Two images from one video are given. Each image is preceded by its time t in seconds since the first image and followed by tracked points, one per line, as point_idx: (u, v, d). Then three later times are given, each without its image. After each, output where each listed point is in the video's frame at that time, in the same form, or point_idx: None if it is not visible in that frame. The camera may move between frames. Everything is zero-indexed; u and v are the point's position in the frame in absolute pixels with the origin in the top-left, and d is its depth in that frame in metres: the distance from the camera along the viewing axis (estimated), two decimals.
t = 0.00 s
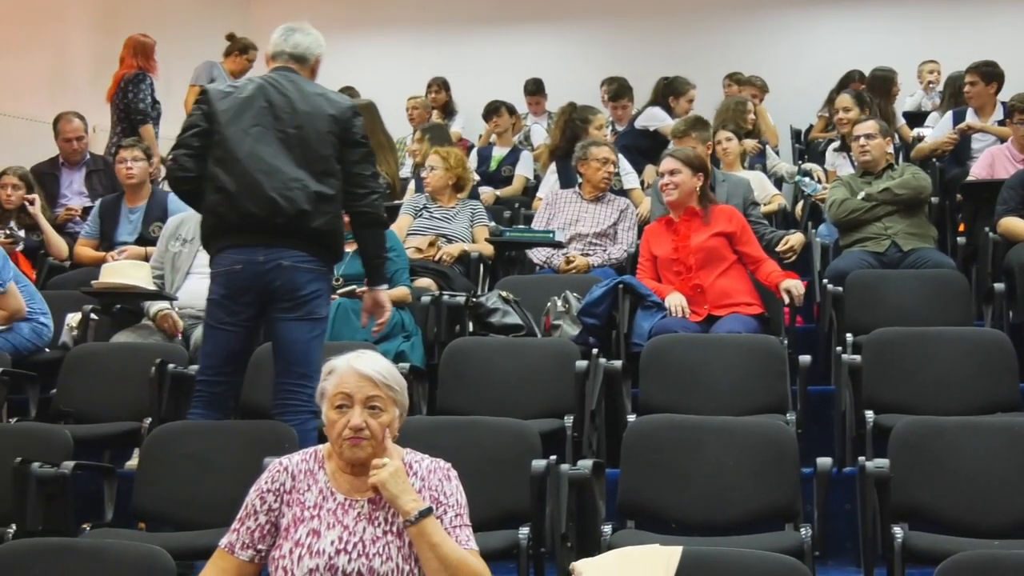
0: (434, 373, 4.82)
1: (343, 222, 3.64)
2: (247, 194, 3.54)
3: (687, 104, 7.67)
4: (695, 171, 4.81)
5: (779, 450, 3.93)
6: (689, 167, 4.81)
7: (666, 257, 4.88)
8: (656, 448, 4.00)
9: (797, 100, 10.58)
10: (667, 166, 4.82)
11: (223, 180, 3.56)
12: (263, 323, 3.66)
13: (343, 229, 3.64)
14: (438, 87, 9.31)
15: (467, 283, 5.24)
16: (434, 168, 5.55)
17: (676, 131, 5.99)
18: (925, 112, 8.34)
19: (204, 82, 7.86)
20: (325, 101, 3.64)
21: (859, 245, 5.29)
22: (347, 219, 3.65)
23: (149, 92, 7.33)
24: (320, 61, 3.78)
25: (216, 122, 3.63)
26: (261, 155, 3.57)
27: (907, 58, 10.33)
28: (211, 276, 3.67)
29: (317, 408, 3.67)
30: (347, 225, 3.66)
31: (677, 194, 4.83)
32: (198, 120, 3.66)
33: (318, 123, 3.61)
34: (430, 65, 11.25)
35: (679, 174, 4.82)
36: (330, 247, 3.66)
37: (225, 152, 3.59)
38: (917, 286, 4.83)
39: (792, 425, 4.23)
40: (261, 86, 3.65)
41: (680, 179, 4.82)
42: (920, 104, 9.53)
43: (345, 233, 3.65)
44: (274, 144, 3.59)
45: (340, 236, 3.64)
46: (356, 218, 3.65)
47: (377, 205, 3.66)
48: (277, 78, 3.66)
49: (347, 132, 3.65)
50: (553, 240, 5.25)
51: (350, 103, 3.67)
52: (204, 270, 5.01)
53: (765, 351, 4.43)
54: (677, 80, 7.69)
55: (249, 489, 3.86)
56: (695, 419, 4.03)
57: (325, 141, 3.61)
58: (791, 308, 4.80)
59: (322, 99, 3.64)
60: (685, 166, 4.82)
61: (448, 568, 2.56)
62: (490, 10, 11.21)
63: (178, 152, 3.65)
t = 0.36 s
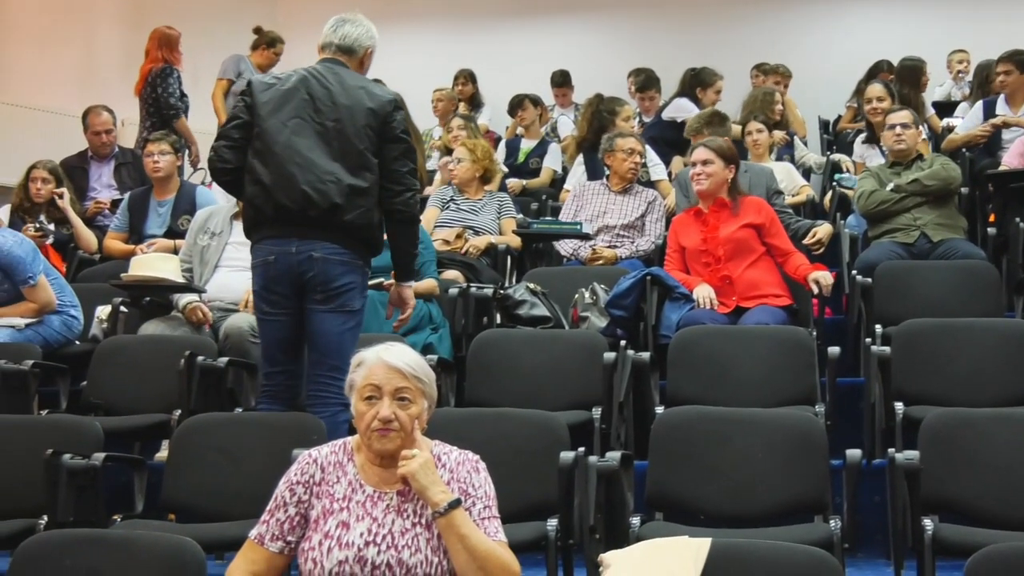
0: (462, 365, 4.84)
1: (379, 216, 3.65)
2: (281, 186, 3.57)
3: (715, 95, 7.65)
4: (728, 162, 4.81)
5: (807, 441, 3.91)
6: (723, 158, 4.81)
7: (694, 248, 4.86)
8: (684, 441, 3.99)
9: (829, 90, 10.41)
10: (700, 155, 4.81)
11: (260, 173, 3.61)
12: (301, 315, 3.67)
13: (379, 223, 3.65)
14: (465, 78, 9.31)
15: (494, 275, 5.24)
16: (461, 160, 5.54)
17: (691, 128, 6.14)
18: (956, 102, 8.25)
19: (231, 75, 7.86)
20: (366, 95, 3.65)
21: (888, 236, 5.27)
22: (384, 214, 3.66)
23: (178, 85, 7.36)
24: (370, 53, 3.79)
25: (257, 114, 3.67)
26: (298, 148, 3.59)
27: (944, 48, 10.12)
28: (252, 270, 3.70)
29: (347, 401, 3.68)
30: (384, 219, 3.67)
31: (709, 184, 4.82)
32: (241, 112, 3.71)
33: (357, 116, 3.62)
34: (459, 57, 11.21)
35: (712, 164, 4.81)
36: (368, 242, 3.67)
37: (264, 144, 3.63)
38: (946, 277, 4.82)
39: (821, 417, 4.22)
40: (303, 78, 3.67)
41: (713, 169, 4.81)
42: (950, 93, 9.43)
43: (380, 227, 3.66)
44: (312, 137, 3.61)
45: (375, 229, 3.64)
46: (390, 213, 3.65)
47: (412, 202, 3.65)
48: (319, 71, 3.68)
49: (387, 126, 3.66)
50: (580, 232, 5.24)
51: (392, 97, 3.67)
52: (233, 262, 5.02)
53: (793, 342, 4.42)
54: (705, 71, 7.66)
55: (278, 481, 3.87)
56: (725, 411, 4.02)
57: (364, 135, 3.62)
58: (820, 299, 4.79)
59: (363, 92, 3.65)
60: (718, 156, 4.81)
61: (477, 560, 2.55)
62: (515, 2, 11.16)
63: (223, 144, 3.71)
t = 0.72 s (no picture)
0: (495, 357, 4.85)
1: (391, 203, 3.66)
2: (286, 186, 3.68)
3: (748, 86, 7.61)
4: (762, 154, 4.78)
5: (841, 434, 3.89)
6: (756, 150, 4.78)
7: (728, 241, 4.85)
8: (716, 433, 3.97)
9: (861, 82, 10.31)
10: (733, 147, 4.79)
11: (270, 175, 3.73)
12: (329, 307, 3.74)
13: (389, 206, 3.66)
14: (496, 71, 9.30)
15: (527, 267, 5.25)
16: (492, 153, 5.54)
17: (724, 120, 6.12)
18: (993, 92, 8.18)
19: (263, 69, 7.84)
20: (358, 82, 3.68)
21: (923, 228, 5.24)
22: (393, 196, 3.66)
23: (212, 79, 7.38)
24: (373, 32, 3.76)
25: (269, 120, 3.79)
26: (298, 145, 3.68)
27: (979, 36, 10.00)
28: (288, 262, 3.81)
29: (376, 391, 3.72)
30: (404, 207, 3.67)
31: (742, 175, 4.80)
32: (261, 122, 3.85)
33: (349, 105, 3.66)
34: (488, 50, 11.14)
35: (745, 156, 4.78)
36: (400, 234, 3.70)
37: (274, 147, 3.75)
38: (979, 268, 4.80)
39: (856, 410, 4.20)
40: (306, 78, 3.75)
41: (745, 160, 4.79)
42: (985, 83, 9.34)
43: (393, 212, 3.67)
44: (311, 132, 3.69)
45: (383, 213, 3.65)
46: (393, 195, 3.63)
47: (409, 178, 3.61)
48: (321, 67, 3.75)
49: (381, 107, 3.66)
50: (613, 224, 5.24)
51: (384, 79, 3.68)
52: (266, 255, 5.03)
53: (826, 333, 4.40)
54: (738, 62, 7.63)
55: (313, 472, 3.87)
56: (757, 403, 4.00)
57: (357, 122, 3.65)
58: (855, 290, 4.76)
59: (355, 80, 3.68)
60: (751, 148, 4.79)
61: (512, 552, 2.54)
62: None
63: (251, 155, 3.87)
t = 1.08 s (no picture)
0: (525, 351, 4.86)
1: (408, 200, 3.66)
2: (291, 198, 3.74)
3: (778, 78, 7.59)
4: (791, 148, 4.77)
5: (872, 428, 3.87)
6: (787, 144, 4.78)
7: (757, 234, 4.83)
8: (747, 427, 3.95)
9: (891, 76, 10.26)
10: (763, 141, 4.78)
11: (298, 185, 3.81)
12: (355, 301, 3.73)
13: (365, 192, 3.59)
14: (525, 65, 9.30)
15: (556, 261, 5.27)
16: (517, 147, 5.54)
17: (755, 111, 6.11)
18: None
19: (294, 64, 7.86)
20: (319, 82, 3.64)
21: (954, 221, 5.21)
22: (366, 181, 3.58)
23: (244, 74, 7.41)
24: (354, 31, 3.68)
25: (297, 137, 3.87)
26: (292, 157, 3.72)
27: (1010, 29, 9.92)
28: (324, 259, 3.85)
29: (402, 382, 3.70)
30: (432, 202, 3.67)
31: (771, 169, 4.79)
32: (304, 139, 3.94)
33: (313, 108, 3.63)
34: (515, 43, 11.12)
35: (774, 150, 4.77)
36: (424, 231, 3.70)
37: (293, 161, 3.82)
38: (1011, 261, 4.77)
39: (887, 403, 4.18)
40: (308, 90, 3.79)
41: (774, 154, 4.78)
42: (1017, 76, 9.27)
43: (370, 195, 3.59)
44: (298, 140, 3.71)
45: (358, 201, 3.59)
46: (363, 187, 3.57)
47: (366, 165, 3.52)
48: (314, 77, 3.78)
49: (335, 101, 3.58)
50: (643, 218, 5.24)
51: (337, 71, 3.60)
52: (297, 249, 5.06)
53: (856, 326, 4.37)
54: (768, 55, 7.61)
55: (345, 466, 3.88)
56: (788, 397, 3.98)
57: (321, 123, 3.62)
58: (886, 283, 4.74)
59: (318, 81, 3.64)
60: (781, 142, 4.78)
61: (540, 547, 2.54)
62: None
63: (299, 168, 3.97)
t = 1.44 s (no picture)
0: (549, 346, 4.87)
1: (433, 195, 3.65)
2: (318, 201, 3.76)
3: (802, 73, 7.56)
4: (817, 142, 4.75)
5: (898, 423, 3.85)
6: (813, 138, 4.75)
7: (784, 229, 4.82)
8: (772, 423, 3.93)
9: (915, 71, 10.25)
10: (788, 136, 4.76)
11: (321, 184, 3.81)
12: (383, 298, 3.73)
13: (390, 188, 3.60)
14: (549, 60, 9.30)
15: (581, 256, 5.28)
16: (543, 140, 5.56)
17: (786, 101, 6.18)
18: None
19: (318, 60, 7.88)
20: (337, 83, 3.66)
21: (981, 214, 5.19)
22: (389, 177, 3.60)
23: (267, 70, 7.43)
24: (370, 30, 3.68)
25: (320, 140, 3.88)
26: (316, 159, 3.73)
27: None
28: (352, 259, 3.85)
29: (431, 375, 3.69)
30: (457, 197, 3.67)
31: (797, 163, 4.77)
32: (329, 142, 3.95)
33: (334, 109, 3.65)
34: (537, 39, 11.12)
35: (800, 144, 4.76)
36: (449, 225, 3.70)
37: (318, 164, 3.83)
38: None
39: (913, 399, 4.16)
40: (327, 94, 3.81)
41: (801, 149, 4.76)
42: None
43: (395, 191, 3.60)
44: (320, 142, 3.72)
45: (383, 198, 3.60)
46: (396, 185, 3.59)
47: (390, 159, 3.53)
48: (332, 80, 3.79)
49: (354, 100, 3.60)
50: (667, 214, 5.24)
51: (355, 72, 3.61)
52: (322, 245, 5.09)
53: (881, 321, 4.35)
54: (793, 50, 7.59)
55: (371, 460, 3.89)
56: (813, 392, 3.96)
57: (345, 124, 3.64)
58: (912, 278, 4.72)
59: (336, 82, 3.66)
60: (807, 136, 4.76)
61: (566, 541, 2.55)
62: None
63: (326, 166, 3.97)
